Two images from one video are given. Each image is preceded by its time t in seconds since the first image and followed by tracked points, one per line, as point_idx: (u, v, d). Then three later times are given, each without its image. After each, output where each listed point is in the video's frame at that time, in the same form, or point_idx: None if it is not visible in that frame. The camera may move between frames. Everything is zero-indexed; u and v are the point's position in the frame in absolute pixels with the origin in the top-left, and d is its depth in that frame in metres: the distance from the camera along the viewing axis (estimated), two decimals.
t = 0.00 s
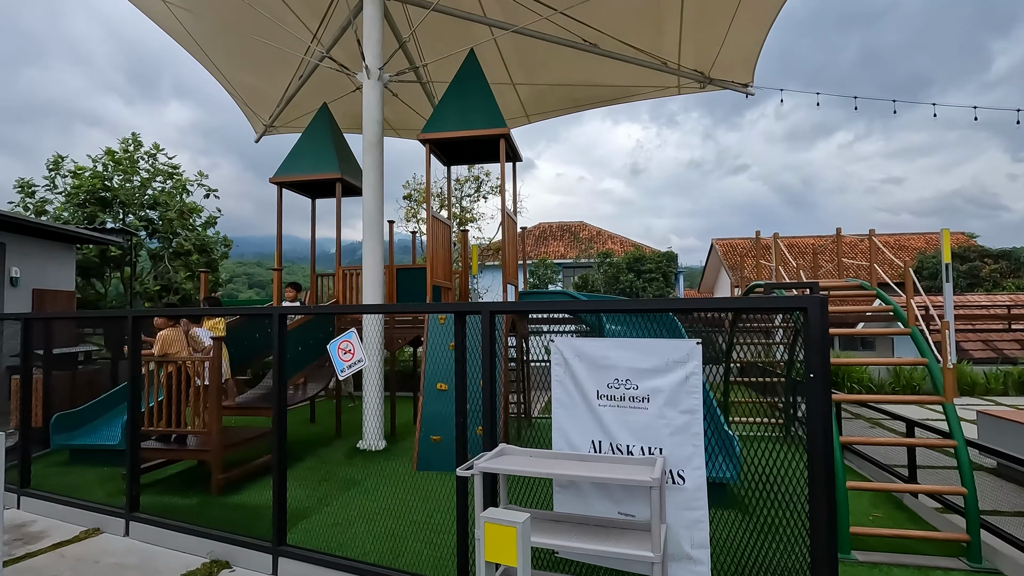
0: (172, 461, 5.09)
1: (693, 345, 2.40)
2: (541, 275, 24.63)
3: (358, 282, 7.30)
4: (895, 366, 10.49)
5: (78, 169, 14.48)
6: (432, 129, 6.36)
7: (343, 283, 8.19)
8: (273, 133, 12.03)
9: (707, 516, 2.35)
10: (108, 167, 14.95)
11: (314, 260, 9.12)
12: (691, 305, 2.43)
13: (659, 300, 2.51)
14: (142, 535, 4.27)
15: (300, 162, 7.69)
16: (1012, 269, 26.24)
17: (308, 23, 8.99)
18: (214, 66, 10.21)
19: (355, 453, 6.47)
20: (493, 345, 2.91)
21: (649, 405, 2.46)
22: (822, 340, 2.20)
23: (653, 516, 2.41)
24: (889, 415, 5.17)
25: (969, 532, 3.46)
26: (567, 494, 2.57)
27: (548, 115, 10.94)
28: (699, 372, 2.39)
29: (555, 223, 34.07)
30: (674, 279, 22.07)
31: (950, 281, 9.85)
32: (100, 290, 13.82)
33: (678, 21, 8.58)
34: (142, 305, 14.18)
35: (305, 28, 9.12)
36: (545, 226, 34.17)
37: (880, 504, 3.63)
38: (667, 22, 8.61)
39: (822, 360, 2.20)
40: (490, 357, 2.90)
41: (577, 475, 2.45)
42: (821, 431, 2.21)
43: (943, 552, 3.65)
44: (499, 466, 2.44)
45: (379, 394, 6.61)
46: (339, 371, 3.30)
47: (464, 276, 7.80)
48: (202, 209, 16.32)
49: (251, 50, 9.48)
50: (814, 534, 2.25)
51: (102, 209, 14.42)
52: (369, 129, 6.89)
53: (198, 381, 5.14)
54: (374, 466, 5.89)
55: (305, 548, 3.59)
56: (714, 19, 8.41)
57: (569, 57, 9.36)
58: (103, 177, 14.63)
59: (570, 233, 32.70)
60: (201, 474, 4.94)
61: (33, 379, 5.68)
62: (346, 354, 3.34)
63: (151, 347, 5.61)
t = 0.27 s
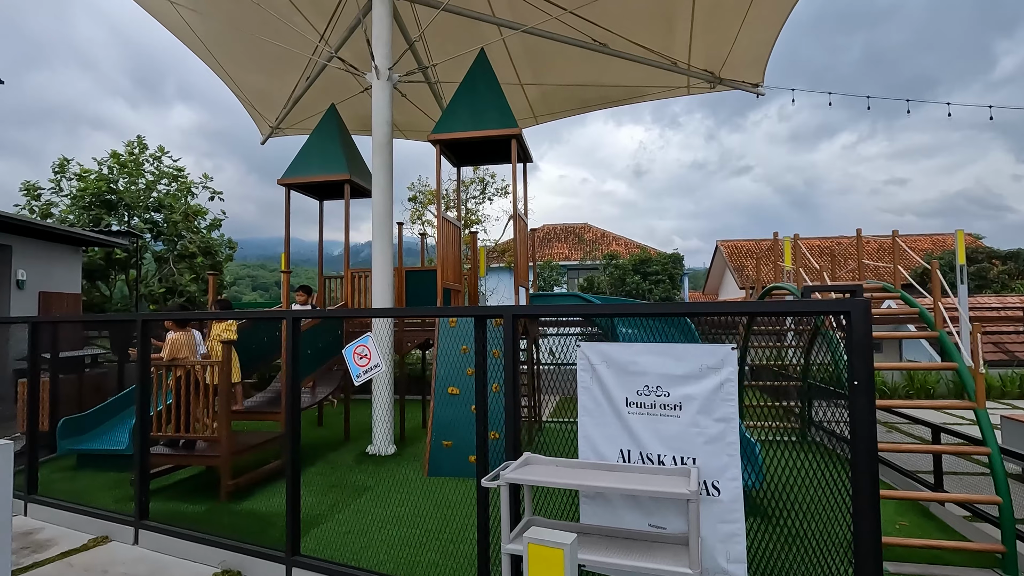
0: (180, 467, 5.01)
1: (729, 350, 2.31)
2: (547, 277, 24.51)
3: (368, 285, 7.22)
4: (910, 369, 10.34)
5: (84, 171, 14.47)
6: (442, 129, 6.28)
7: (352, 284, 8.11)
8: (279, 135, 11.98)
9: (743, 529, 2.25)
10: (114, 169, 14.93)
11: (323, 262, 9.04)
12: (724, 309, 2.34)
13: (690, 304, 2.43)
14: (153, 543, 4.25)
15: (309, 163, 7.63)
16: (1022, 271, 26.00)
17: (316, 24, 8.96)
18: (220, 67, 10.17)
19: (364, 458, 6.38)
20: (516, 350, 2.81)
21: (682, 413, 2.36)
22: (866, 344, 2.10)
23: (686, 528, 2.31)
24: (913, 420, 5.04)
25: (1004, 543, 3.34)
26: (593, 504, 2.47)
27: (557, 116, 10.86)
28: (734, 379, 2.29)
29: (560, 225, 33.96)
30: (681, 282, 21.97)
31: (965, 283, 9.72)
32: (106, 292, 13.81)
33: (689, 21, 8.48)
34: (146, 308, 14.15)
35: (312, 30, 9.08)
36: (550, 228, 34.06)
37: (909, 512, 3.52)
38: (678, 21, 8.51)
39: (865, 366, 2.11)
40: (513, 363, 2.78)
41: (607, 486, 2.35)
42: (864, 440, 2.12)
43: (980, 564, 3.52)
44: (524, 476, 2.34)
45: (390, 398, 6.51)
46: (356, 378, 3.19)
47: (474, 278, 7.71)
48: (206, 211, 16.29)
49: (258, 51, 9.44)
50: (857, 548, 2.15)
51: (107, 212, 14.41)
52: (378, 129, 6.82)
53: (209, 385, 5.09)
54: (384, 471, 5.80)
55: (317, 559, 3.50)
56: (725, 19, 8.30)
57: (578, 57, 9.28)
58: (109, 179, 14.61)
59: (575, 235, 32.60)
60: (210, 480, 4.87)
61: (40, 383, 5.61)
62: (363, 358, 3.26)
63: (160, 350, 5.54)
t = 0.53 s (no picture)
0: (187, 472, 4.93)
1: (762, 354, 2.23)
2: (550, 279, 24.41)
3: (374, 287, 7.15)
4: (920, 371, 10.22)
5: (86, 173, 14.42)
6: (450, 129, 6.20)
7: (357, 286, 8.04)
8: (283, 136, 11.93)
9: (778, 540, 2.17)
10: (116, 171, 14.89)
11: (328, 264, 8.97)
12: (755, 312, 2.26)
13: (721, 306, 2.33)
14: (161, 549, 4.19)
15: (314, 164, 7.56)
16: None
17: (322, 25, 8.92)
18: (225, 67, 10.11)
19: (371, 462, 6.30)
20: (537, 353, 2.72)
21: (712, 420, 2.28)
22: (909, 348, 2.02)
23: (717, 538, 2.23)
24: (933, 424, 4.95)
25: None
26: (619, 514, 2.39)
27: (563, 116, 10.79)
28: (767, 385, 2.21)
29: (562, 226, 33.87)
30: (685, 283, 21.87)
31: (976, 285, 9.62)
32: (108, 294, 13.77)
33: (698, 21, 8.40)
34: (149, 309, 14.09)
35: (317, 30, 9.03)
36: (553, 229, 33.96)
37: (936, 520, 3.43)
38: (686, 21, 8.43)
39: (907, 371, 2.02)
40: (534, 369, 2.70)
41: (634, 496, 2.27)
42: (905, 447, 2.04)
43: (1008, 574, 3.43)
44: (550, 486, 2.24)
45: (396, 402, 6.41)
46: (370, 382, 3.11)
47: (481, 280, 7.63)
48: (208, 212, 16.24)
49: (263, 52, 9.40)
50: (897, 560, 2.07)
51: (110, 213, 14.36)
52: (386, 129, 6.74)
53: (217, 388, 5.02)
54: (391, 475, 5.71)
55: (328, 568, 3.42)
56: (734, 18, 8.21)
57: (585, 57, 9.21)
58: (111, 181, 14.56)
59: (578, 236, 32.52)
60: (217, 484, 4.79)
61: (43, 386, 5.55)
62: (376, 362, 3.18)
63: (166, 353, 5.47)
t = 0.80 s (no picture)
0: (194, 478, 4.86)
1: (799, 361, 2.16)
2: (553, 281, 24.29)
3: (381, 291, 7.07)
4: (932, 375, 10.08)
5: (88, 176, 14.39)
6: (459, 130, 6.13)
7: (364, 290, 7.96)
8: (287, 139, 11.89)
9: (817, 554, 2.09)
10: (118, 173, 14.85)
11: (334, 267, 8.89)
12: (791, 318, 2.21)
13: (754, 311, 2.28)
14: (169, 561, 4.08)
15: (320, 166, 7.49)
16: None
17: (326, 26, 8.87)
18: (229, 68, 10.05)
19: (379, 468, 6.20)
20: (561, 360, 2.64)
21: (746, 429, 2.20)
22: (956, 356, 1.94)
23: (754, 553, 2.15)
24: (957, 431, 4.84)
25: None
26: (649, 526, 2.31)
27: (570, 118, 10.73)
28: (806, 393, 2.14)
29: (565, 229, 33.76)
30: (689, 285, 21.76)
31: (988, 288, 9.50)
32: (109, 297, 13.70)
33: (706, 21, 8.33)
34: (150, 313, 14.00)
35: (322, 32, 8.99)
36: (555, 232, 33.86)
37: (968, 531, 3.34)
38: (694, 21, 8.37)
39: (951, 380, 1.95)
40: (558, 374, 2.61)
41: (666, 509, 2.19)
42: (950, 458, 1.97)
43: None
44: (582, 500, 2.15)
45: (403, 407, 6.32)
46: (386, 390, 3.02)
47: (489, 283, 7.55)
48: (210, 215, 16.19)
49: (267, 54, 9.36)
50: None
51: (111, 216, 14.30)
52: (394, 131, 6.67)
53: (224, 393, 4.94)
54: (400, 482, 5.61)
55: None
56: (743, 19, 8.14)
57: (592, 58, 9.16)
58: (113, 184, 14.51)
59: (581, 238, 32.42)
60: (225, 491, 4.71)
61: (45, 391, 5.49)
62: (393, 369, 3.10)
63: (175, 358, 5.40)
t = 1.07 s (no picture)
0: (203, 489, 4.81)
1: (834, 376, 2.10)
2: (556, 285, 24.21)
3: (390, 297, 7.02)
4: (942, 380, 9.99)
5: (90, 181, 14.35)
6: (468, 136, 6.08)
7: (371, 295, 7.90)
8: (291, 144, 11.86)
9: None
10: (120, 178, 14.82)
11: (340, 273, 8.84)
12: (823, 332, 2.17)
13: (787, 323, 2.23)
14: (179, 574, 4.00)
15: (327, 172, 7.45)
16: None
17: (332, 33, 8.86)
18: (234, 73, 10.02)
19: (387, 476, 6.14)
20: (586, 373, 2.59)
21: (780, 446, 2.15)
22: (999, 373, 1.89)
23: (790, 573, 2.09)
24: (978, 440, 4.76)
25: None
26: (678, 545, 2.24)
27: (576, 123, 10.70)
28: (843, 410, 2.08)
29: (567, 233, 33.69)
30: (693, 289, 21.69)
31: (998, 292, 9.42)
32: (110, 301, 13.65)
33: (714, 27, 8.30)
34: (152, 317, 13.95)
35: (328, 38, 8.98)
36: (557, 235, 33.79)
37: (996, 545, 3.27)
38: (702, 27, 8.33)
39: (994, 398, 1.91)
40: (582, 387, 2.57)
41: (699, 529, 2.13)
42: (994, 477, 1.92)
43: None
44: (616, 519, 2.09)
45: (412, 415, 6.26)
46: (404, 401, 2.97)
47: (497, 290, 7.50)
48: (212, 220, 16.15)
49: (273, 60, 9.36)
50: None
51: (113, 221, 14.25)
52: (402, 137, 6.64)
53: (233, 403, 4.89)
54: (409, 491, 5.55)
55: None
56: (750, 24, 8.11)
57: (599, 63, 9.14)
58: (115, 189, 14.48)
59: (583, 242, 32.36)
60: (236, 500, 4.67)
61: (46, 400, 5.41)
62: (411, 380, 3.05)
63: (183, 366, 5.34)
